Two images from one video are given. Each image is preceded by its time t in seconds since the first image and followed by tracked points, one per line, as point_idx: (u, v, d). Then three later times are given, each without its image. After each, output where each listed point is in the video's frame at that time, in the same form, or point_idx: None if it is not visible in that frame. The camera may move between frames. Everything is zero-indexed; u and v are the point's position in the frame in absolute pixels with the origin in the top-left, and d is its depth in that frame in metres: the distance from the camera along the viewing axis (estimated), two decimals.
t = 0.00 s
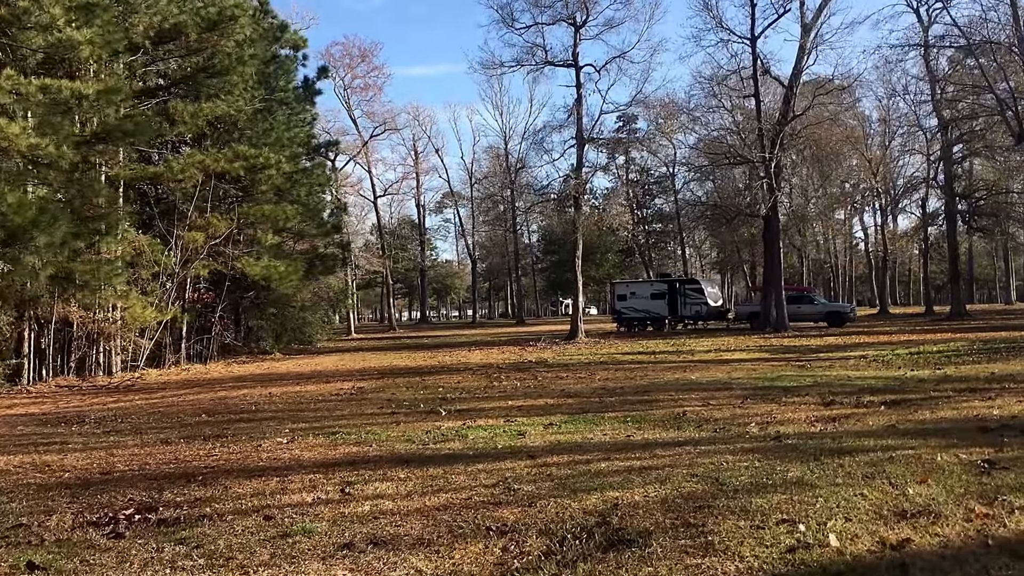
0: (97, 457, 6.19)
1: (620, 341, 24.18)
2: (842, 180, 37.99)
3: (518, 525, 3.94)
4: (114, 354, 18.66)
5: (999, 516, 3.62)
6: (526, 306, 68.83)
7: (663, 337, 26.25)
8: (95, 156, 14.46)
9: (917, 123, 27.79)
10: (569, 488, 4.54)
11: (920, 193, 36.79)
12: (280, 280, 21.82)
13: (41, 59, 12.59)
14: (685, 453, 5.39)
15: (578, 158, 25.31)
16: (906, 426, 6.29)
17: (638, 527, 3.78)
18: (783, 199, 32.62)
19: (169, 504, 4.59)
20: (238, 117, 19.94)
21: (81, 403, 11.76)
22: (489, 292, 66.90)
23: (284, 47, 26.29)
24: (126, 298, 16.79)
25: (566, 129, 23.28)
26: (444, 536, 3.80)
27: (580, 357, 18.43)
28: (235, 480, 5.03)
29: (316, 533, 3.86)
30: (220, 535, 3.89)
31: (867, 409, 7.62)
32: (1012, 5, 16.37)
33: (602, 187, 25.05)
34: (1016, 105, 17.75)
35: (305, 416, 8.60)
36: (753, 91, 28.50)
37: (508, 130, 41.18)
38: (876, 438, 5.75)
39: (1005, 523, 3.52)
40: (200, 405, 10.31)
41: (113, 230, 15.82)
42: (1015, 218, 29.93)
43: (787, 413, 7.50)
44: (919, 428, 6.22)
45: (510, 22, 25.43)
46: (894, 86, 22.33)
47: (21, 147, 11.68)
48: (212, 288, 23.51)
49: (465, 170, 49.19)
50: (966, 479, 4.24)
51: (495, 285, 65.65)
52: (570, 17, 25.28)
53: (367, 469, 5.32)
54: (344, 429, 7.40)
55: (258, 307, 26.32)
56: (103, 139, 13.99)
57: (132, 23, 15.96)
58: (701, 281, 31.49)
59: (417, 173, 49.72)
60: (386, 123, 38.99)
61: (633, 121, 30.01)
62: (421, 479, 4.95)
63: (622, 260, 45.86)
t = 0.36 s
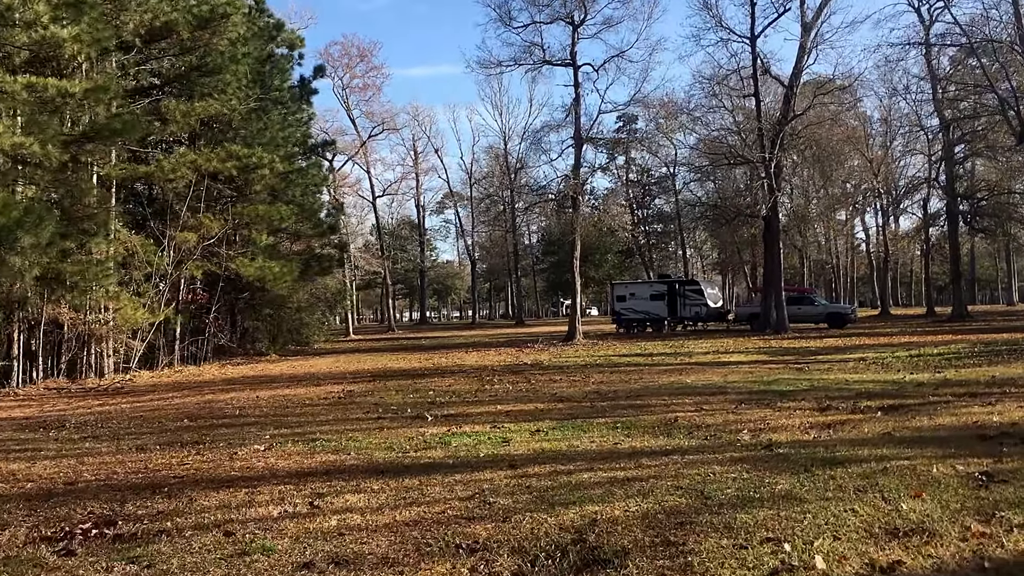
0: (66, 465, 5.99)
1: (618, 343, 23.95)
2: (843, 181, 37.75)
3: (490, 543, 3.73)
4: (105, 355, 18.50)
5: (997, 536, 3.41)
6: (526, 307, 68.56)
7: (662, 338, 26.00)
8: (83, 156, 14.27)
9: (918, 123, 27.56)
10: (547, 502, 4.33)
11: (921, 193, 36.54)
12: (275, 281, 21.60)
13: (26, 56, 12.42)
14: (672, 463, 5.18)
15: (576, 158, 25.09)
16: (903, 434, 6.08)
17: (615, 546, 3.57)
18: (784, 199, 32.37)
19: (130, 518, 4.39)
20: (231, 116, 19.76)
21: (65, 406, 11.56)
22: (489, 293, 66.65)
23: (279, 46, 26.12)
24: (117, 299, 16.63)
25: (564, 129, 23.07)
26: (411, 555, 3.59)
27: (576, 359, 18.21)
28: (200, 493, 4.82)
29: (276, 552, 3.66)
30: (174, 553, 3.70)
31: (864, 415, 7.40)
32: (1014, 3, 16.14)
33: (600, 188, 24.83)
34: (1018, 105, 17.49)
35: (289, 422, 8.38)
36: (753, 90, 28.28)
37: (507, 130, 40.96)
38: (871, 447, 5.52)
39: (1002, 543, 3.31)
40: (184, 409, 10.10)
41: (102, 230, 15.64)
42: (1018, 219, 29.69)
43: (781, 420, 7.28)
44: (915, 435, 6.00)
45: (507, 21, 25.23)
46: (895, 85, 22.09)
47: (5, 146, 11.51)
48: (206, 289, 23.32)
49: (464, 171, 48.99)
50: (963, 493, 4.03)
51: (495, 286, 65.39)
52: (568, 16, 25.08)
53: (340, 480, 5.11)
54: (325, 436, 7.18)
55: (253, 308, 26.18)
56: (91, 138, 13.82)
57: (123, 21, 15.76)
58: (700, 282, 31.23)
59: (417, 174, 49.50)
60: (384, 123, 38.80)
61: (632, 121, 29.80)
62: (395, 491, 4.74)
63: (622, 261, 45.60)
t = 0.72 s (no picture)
0: (31, 472, 5.82)
1: (615, 343, 23.75)
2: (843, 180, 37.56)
3: (455, 556, 3.54)
4: (95, 356, 18.31)
5: (987, 550, 3.23)
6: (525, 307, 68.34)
7: (659, 338, 25.82)
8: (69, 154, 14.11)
9: (917, 122, 27.37)
10: (519, 512, 4.14)
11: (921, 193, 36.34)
12: (268, 281, 21.45)
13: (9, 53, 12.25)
14: (653, 470, 5.00)
15: (572, 157, 24.91)
16: (895, 438, 5.89)
17: (584, 560, 3.39)
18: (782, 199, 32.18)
19: (85, 528, 4.22)
20: (223, 115, 19.62)
21: (48, 409, 11.40)
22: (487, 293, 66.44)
23: (273, 45, 25.97)
24: (106, 299, 16.46)
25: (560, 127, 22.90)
26: (370, 570, 3.41)
27: (570, 359, 18.03)
28: (161, 502, 4.64)
29: (230, 566, 3.48)
30: (124, 567, 3.52)
31: (857, 418, 7.21)
32: None
33: (597, 187, 24.66)
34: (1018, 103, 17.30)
35: (269, 425, 8.19)
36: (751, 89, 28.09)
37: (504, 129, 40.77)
38: (860, 452, 5.34)
39: (993, 558, 3.13)
40: (166, 412, 9.93)
41: (90, 230, 15.48)
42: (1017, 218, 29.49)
43: (771, 423, 7.10)
44: (907, 440, 5.81)
45: (503, 19, 25.07)
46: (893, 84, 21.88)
47: None
48: (199, 289, 23.16)
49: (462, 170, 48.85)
50: (952, 503, 3.86)
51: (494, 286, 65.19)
52: (564, 14, 24.90)
53: (310, 487, 4.93)
54: (303, 441, 7.00)
55: (247, 309, 26.01)
56: (78, 136, 13.66)
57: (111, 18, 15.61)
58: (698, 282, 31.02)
59: (415, 174, 49.34)
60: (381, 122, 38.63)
61: (629, 120, 29.62)
62: (364, 499, 4.56)
63: (621, 260, 45.39)
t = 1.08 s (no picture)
0: None
1: (610, 344, 23.57)
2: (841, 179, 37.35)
3: None
4: (83, 358, 18.13)
5: (970, 573, 3.03)
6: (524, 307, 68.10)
7: (655, 339, 25.63)
8: (53, 155, 13.92)
9: (916, 121, 27.14)
10: (482, 528, 3.94)
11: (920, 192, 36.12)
12: (259, 282, 21.27)
13: None
14: (629, 480, 4.80)
15: (567, 156, 24.69)
16: (882, 447, 5.68)
17: None
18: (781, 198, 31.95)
19: (28, 544, 4.03)
20: (212, 114, 19.44)
21: (26, 413, 11.21)
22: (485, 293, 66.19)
23: (265, 43, 25.77)
24: (93, 300, 16.29)
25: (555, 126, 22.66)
26: None
27: (563, 361, 17.85)
28: (111, 517, 4.44)
29: None
30: None
31: (847, 424, 6.99)
32: None
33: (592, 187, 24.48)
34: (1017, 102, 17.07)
35: (245, 431, 7.98)
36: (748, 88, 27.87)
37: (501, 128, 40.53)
38: (845, 462, 5.13)
39: None
40: (144, 416, 9.73)
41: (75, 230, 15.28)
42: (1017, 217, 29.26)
43: (759, 429, 6.88)
44: (896, 448, 5.61)
45: (497, 17, 24.86)
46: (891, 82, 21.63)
47: None
48: (191, 289, 22.99)
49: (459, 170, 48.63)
50: (937, 519, 3.65)
51: (492, 286, 64.96)
52: (558, 11, 24.67)
53: (271, 499, 4.73)
54: (275, 448, 6.79)
55: (240, 310, 25.83)
56: (60, 136, 13.47)
57: (96, 16, 15.43)
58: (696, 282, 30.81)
59: (413, 174, 49.11)
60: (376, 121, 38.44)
61: (626, 119, 29.39)
62: (324, 513, 4.36)
63: (618, 260, 45.16)
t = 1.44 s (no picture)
0: None
1: (605, 342, 23.36)
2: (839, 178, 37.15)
3: None
4: (70, 356, 17.93)
5: None
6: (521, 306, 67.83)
7: (650, 338, 25.40)
8: (36, 150, 13.71)
9: (914, 118, 26.93)
10: (443, 534, 3.73)
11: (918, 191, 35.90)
12: (249, 280, 21.07)
13: None
14: (604, 483, 4.59)
15: (561, 153, 24.46)
16: (871, 448, 5.46)
17: None
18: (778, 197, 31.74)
19: None
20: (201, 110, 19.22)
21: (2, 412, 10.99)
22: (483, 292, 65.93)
23: (257, 39, 25.53)
24: (78, 298, 16.09)
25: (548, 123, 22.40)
26: None
27: (555, 360, 17.62)
28: (59, 521, 4.24)
29: None
30: None
31: (836, 424, 6.77)
32: None
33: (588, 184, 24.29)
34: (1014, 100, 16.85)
35: (219, 432, 7.77)
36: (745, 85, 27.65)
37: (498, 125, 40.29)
38: (830, 464, 4.92)
39: None
40: (119, 416, 9.49)
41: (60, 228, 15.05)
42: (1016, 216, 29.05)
43: (745, 429, 6.66)
44: (887, 449, 5.38)
45: (491, 13, 24.61)
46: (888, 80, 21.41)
47: None
48: (181, 288, 22.77)
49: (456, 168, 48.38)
50: (922, 525, 3.45)
51: (490, 285, 64.70)
52: (553, 7, 24.41)
53: (229, 502, 4.53)
54: (245, 449, 6.58)
55: (231, 308, 25.63)
56: (42, 131, 13.26)
57: (81, 10, 15.23)
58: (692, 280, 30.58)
59: (409, 172, 48.87)
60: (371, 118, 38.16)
61: (621, 117, 29.17)
62: (281, 517, 4.16)
63: (615, 259, 44.91)
